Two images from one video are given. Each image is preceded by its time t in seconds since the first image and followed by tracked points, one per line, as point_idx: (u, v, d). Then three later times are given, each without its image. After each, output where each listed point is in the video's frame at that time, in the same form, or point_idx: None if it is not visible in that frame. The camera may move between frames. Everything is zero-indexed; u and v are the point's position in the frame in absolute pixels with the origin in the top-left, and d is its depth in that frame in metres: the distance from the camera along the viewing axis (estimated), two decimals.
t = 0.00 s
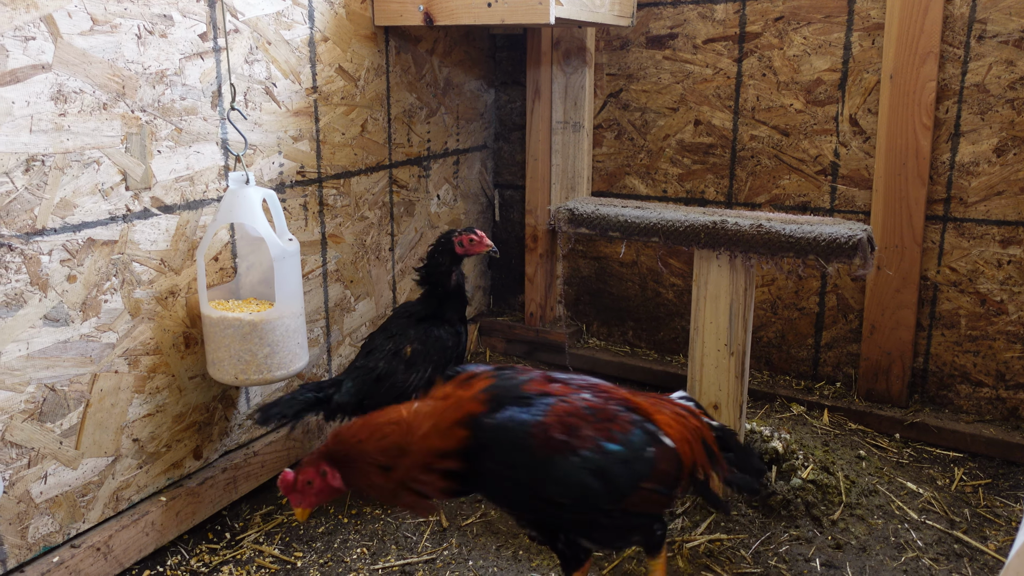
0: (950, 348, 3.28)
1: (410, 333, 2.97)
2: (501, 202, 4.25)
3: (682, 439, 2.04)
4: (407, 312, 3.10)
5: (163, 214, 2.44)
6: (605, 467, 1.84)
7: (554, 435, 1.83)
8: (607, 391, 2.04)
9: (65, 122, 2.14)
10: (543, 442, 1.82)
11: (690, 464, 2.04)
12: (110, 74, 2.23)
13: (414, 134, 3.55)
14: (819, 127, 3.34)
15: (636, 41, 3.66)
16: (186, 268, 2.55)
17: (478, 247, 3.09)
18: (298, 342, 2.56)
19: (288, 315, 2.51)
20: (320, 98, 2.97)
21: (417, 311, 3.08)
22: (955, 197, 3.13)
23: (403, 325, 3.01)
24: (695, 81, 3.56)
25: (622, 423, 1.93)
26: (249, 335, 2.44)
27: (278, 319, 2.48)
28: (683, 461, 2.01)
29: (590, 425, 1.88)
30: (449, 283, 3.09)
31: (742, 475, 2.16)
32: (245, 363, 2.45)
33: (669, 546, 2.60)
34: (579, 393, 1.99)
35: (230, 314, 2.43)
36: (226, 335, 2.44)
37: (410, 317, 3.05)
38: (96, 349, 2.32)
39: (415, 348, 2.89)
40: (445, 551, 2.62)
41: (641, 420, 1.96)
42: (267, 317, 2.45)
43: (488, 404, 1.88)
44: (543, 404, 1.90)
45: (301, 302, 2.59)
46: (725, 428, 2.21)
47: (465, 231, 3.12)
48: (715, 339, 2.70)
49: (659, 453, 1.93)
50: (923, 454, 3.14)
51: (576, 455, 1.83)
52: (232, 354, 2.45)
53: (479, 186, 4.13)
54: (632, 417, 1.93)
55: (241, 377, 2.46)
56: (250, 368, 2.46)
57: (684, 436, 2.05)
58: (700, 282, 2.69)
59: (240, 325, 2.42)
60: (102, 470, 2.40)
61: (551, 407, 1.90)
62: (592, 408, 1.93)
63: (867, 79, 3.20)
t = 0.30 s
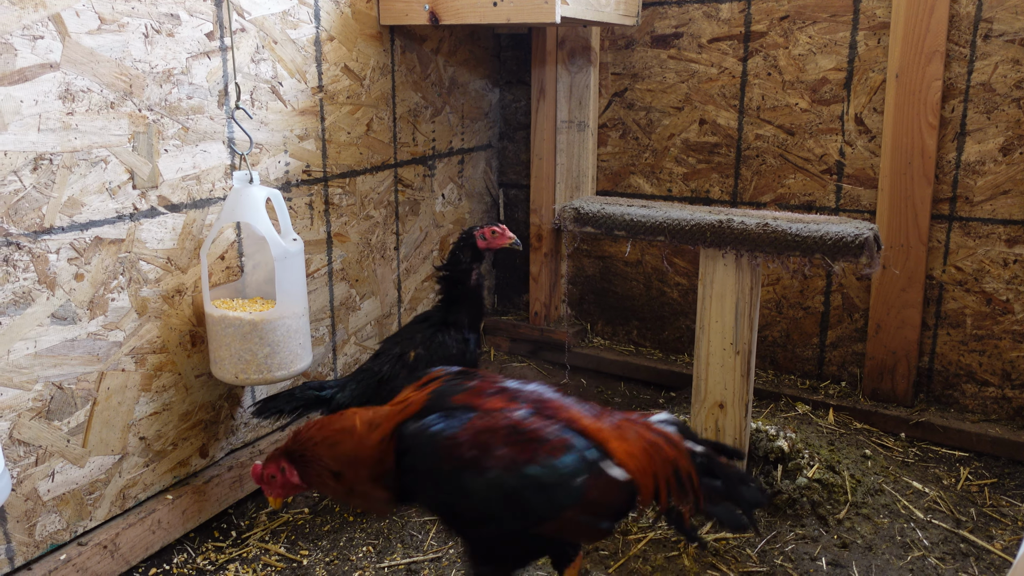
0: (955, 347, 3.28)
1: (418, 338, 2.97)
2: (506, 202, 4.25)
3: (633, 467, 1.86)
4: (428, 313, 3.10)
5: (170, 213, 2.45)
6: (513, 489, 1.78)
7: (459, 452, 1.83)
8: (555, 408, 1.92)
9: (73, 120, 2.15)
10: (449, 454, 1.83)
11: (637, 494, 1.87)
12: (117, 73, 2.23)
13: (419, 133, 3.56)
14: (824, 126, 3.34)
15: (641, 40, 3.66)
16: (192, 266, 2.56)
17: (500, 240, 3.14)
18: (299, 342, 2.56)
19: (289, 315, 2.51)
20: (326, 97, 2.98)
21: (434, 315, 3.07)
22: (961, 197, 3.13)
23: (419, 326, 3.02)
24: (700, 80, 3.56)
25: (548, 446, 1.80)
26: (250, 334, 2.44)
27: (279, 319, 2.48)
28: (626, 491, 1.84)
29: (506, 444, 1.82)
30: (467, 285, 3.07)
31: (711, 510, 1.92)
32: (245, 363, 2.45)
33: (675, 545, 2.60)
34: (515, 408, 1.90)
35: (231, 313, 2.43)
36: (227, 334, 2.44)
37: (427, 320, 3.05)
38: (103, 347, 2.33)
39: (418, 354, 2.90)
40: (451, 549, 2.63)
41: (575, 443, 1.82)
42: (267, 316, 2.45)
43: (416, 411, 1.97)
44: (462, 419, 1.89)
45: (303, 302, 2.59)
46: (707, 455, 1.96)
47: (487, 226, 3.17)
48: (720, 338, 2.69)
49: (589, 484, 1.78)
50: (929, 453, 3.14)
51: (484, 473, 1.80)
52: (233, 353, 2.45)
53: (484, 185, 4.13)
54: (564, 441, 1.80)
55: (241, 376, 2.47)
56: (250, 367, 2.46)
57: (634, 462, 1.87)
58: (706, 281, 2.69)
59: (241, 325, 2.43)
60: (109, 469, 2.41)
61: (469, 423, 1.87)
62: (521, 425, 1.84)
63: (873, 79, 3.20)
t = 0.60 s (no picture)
0: (962, 345, 3.27)
1: (437, 342, 2.88)
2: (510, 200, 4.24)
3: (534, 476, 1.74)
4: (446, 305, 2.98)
5: (175, 210, 2.45)
6: (400, 508, 1.70)
7: (339, 472, 1.72)
8: (449, 412, 1.79)
9: (79, 116, 2.15)
10: (331, 474, 1.72)
11: (544, 499, 1.77)
12: (123, 69, 2.23)
13: (424, 131, 3.55)
14: (830, 123, 3.33)
15: (646, 37, 3.66)
16: (197, 263, 2.56)
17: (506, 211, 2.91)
18: (299, 341, 2.55)
19: (289, 314, 2.50)
20: (331, 94, 2.98)
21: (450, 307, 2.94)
22: (967, 194, 3.12)
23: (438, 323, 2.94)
24: (705, 77, 3.55)
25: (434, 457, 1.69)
26: (248, 331, 2.44)
27: (278, 317, 2.47)
28: (528, 499, 1.72)
29: (387, 461, 1.71)
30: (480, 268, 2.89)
31: (629, 519, 1.77)
32: (244, 360, 2.45)
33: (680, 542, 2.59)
34: (405, 417, 1.78)
35: (230, 310, 2.44)
36: (226, 331, 2.45)
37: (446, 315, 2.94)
38: (108, 343, 2.32)
39: (438, 360, 2.85)
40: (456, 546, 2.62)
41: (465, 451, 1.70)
42: (266, 314, 2.45)
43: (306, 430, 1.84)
44: (343, 443, 1.76)
45: (304, 301, 2.58)
46: (634, 464, 1.79)
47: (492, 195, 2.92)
48: (727, 336, 2.69)
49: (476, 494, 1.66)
50: (935, 451, 3.13)
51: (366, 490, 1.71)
52: (232, 351, 2.46)
53: (488, 183, 4.13)
54: (454, 453, 1.69)
55: (240, 373, 2.47)
56: (249, 365, 2.46)
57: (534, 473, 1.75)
58: (712, 278, 2.68)
59: (239, 322, 2.43)
60: (114, 465, 2.41)
61: (351, 442, 1.74)
62: (404, 437, 1.73)
63: (879, 75, 3.19)
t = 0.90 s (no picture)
0: (969, 342, 3.26)
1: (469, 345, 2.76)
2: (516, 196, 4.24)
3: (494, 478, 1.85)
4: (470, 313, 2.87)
5: (182, 204, 2.45)
6: (358, 490, 1.76)
7: (308, 445, 1.75)
8: (424, 406, 1.86)
9: (86, 110, 2.15)
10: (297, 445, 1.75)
11: (499, 500, 1.88)
12: (130, 64, 2.23)
13: (430, 127, 3.55)
14: (837, 119, 3.32)
15: (651, 34, 3.65)
16: (205, 258, 2.56)
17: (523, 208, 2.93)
18: (303, 336, 2.54)
19: (293, 309, 2.50)
20: (337, 89, 2.98)
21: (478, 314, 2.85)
22: (975, 190, 3.11)
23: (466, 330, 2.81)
24: (711, 73, 3.55)
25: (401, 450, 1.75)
26: (252, 326, 2.44)
27: (282, 312, 2.47)
28: (482, 501, 1.84)
29: (357, 444, 1.75)
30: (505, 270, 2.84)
31: (588, 526, 1.88)
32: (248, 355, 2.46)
33: (687, 538, 2.59)
34: (383, 402, 1.82)
35: (235, 305, 2.46)
36: (231, 326, 2.47)
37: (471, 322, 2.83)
38: (116, 337, 2.33)
39: (471, 366, 2.70)
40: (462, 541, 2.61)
41: (434, 450, 1.77)
42: (270, 309, 2.45)
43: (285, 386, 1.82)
44: (318, 413, 1.76)
45: (308, 296, 2.57)
46: (596, 471, 1.89)
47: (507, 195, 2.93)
48: (733, 331, 2.68)
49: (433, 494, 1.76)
50: (942, 448, 3.12)
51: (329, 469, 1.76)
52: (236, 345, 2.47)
53: (493, 180, 4.13)
54: (424, 449, 1.75)
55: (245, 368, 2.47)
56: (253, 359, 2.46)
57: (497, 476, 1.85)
58: (719, 273, 2.68)
59: (243, 316, 2.44)
60: (121, 459, 2.41)
61: (326, 415, 1.76)
62: (378, 424, 1.76)
63: (886, 71, 3.18)
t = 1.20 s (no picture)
0: (974, 341, 3.25)
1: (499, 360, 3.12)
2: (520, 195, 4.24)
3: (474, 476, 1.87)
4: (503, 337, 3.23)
5: (188, 202, 2.45)
6: (342, 466, 1.78)
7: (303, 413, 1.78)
8: (420, 400, 1.89)
9: (93, 108, 2.15)
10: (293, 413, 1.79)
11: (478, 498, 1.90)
12: (137, 62, 2.23)
13: (434, 126, 3.56)
14: (842, 118, 3.32)
15: (656, 33, 3.65)
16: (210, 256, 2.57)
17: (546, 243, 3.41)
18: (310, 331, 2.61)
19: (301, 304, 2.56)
20: (343, 88, 2.98)
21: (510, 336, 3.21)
22: (981, 188, 3.10)
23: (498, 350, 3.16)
24: (716, 72, 3.54)
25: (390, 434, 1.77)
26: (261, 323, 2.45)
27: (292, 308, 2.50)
28: (460, 498, 1.86)
29: (349, 421, 1.78)
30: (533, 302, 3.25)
31: (563, 535, 1.94)
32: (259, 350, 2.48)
33: (692, 537, 2.58)
34: (380, 387, 1.86)
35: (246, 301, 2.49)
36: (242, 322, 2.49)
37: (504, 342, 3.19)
38: (122, 335, 2.33)
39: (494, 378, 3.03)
40: (467, 540, 2.61)
41: (421, 440, 1.80)
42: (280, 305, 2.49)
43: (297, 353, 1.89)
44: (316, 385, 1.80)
45: (315, 295, 2.66)
46: (574, 481, 1.94)
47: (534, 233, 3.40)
48: (739, 330, 2.68)
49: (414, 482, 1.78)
50: (948, 448, 3.11)
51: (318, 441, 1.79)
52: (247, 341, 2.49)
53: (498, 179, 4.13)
54: (412, 437, 1.78)
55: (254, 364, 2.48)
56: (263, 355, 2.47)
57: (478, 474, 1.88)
58: (724, 272, 2.68)
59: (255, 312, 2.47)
60: (127, 457, 2.41)
61: (324, 387, 1.80)
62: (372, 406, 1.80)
63: (891, 70, 3.18)
